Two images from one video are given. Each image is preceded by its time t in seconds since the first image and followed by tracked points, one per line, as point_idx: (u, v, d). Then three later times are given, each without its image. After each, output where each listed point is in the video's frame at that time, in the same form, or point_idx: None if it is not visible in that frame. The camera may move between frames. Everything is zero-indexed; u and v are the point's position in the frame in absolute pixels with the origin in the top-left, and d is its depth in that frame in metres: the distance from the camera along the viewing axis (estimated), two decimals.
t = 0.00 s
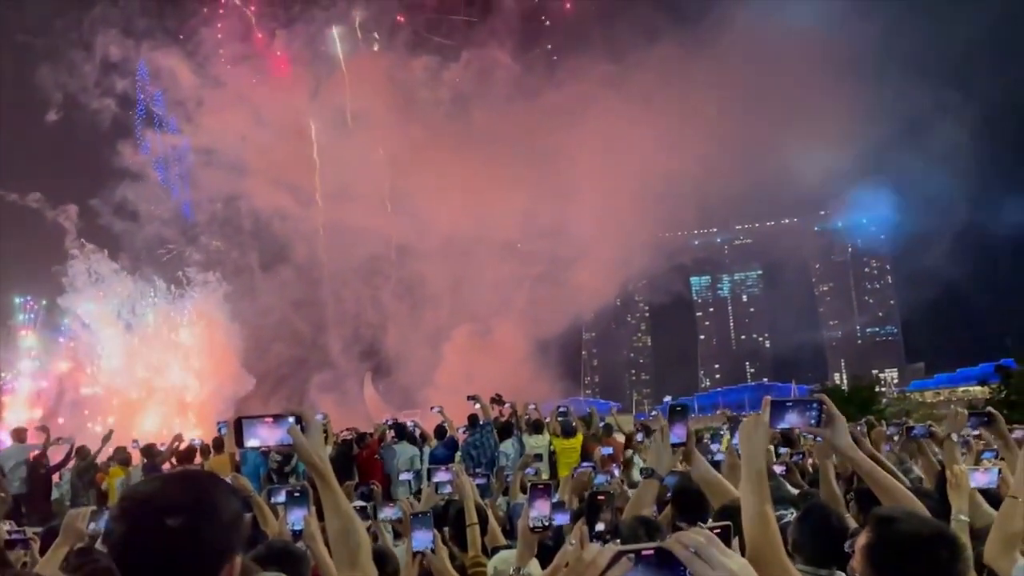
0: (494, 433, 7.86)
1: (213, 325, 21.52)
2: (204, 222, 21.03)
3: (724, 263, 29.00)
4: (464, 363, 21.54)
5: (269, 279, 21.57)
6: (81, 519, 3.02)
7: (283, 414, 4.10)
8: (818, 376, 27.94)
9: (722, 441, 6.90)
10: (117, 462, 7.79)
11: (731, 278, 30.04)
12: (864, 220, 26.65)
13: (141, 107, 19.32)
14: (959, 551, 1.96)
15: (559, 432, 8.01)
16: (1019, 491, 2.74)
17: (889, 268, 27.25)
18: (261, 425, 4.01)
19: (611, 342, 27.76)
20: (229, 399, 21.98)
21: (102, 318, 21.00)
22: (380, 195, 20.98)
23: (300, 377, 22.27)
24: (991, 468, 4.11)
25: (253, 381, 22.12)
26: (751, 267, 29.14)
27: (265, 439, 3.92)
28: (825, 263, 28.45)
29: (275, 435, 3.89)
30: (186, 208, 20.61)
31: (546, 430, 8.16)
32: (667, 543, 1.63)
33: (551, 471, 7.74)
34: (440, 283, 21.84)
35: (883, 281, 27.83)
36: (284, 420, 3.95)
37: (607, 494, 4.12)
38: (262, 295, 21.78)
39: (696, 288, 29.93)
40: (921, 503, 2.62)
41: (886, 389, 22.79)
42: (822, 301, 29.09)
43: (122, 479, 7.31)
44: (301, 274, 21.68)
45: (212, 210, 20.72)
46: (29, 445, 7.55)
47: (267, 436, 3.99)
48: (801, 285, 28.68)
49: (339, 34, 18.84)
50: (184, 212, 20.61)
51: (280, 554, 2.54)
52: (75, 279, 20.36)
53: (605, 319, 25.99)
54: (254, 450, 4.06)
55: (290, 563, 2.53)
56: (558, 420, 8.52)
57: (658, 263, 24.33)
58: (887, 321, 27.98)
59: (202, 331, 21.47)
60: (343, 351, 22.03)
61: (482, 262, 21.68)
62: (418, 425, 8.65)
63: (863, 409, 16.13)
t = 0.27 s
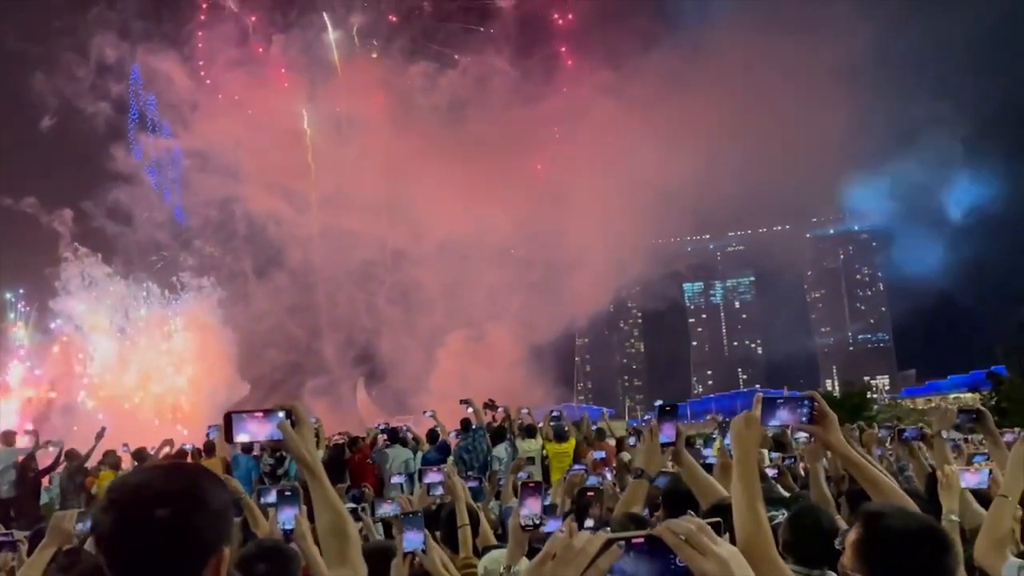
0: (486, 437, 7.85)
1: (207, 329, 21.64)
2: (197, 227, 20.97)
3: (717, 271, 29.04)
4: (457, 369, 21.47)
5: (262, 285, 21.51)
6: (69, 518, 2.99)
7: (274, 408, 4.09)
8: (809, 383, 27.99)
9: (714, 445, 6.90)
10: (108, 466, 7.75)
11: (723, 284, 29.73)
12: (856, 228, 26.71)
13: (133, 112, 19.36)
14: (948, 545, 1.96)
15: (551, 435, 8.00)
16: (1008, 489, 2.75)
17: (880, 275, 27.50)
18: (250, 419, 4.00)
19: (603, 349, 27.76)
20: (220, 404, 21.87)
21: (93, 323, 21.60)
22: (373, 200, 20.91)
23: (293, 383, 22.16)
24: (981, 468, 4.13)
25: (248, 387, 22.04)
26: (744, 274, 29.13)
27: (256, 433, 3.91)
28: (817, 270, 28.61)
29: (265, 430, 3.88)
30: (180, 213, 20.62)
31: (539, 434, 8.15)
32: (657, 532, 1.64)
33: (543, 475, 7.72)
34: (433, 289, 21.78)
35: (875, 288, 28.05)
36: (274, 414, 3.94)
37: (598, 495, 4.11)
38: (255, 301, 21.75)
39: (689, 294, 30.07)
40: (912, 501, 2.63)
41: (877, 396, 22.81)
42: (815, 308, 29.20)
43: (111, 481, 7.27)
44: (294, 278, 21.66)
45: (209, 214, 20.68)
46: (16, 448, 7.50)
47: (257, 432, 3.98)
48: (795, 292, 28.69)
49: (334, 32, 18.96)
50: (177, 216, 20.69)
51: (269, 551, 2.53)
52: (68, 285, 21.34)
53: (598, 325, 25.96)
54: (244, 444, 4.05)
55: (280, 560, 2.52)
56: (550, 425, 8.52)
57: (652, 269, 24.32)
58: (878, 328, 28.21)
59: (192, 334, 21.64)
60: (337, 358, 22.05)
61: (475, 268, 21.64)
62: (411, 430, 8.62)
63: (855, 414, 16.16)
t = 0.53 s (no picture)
0: (480, 443, 7.85)
1: (205, 333, 21.41)
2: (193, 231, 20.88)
3: (712, 277, 29.07)
4: (453, 374, 21.50)
5: (258, 290, 21.34)
6: (58, 522, 2.97)
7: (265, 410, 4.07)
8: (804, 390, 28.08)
9: (707, 451, 6.91)
10: (100, 470, 7.70)
11: (718, 291, 30.23)
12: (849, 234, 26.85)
13: (129, 116, 19.24)
14: (941, 548, 1.96)
15: (545, 442, 7.99)
16: (1001, 495, 2.76)
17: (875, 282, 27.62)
18: (241, 421, 3.98)
19: (599, 355, 27.77)
20: (215, 409, 21.80)
21: (85, 326, 21.11)
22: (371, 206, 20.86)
23: (288, 388, 22.12)
24: (973, 474, 4.15)
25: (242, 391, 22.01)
26: (739, 280, 29.56)
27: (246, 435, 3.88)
28: (812, 277, 28.96)
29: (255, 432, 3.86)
30: (176, 217, 20.56)
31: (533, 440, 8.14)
32: (651, 533, 1.63)
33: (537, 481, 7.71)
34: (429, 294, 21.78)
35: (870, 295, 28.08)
36: (265, 415, 3.92)
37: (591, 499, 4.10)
38: (251, 306, 21.64)
39: (684, 300, 30.57)
40: (904, 506, 2.63)
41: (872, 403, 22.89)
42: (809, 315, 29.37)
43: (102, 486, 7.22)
44: (291, 282, 21.45)
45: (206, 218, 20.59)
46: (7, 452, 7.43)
47: (248, 435, 3.97)
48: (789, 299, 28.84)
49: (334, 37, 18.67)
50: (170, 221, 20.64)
51: (260, 555, 2.51)
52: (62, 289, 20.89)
53: (593, 331, 25.97)
54: (234, 446, 4.03)
55: (271, 564, 2.50)
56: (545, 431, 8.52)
57: (648, 276, 24.34)
58: (873, 335, 27.87)
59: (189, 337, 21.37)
60: (333, 364, 22.05)
61: (471, 273, 21.65)
62: (405, 435, 8.61)
63: (849, 420, 16.27)
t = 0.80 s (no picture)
0: (477, 450, 7.84)
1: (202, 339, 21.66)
2: (192, 237, 20.84)
3: (710, 286, 29.04)
4: (450, 380, 21.47)
5: (257, 297, 21.22)
6: (56, 524, 2.97)
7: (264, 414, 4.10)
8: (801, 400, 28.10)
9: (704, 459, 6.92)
10: (96, 475, 7.69)
11: (715, 300, 29.98)
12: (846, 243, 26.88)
13: (128, 122, 19.26)
14: (940, 554, 1.96)
15: (542, 449, 7.98)
16: (998, 501, 2.77)
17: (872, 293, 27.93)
18: (240, 424, 4.00)
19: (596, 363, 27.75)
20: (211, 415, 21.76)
21: (85, 332, 21.72)
22: (370, 214, 20.77)
23: (286, 394, 22.02)
24: (971, 482, 4.14)
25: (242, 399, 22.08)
26: (736, 289, 29.08)
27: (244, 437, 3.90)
28: (809, 286, 28.99)
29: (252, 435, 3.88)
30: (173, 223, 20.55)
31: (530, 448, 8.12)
32: (654, 535, 1.64)
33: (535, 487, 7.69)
34: (428, 301, 21.70)
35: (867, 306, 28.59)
36: (263, 419, 3.94)
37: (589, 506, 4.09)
38: (250, 312, 21.55)
39: (681, 309, 30.50)
40: (902, 512, 2.64)
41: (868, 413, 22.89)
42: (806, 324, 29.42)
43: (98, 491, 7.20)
44: (291, 290, 21.32)
45: (205, 225, 20.55)
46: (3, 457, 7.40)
47: (246, 438, 3.98)
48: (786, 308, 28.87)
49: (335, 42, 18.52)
50: (167, 227, 20.64)
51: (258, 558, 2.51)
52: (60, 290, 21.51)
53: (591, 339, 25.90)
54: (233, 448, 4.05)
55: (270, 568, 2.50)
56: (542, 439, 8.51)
57: (647, 284, 24.32)
58: (869, 345, 27.96)
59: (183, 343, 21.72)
60: (331, 372, 22.01)
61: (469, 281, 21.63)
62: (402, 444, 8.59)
63: (846, 430, 16.29)
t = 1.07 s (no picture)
0: (478, 457, 7.83)
1: (204, 348, 21.55)
2: (195, 242, 20.83)
3: (713, 294, 28.99)
4: (452, 387, 21.43)
5: (261, 303, 21.19)
6: (58, 529, 2.97)
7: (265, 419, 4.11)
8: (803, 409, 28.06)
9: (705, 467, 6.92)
10: (96, 480, 7.67)
11: (717, 309, 29.81)
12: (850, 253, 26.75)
13: (133, 127, 19.32)
14: (939, 564, 1.96)
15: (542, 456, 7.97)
16: (997, 511, 2.77)
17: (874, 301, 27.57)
18: (241, 429, 4.01)
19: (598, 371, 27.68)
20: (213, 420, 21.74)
21: (91, 340, 21.81)
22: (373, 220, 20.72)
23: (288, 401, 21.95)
24: (970, 492, 4.15)
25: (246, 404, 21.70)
26: (738, 298, 29.07)
27: (246, 443, 3.91)
28: (810, 295, 28.94)
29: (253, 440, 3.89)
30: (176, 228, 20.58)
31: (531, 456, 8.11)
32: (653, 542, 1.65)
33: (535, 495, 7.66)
34: (431, 308, 21.70)
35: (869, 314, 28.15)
36: (263, 425, 3.95)
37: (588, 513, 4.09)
38: (252, 317, 21.44)
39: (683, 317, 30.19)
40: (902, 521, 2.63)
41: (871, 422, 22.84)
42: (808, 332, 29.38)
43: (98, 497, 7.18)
44: (293, 297, 21.25)
45: (209, 230, 20.56)
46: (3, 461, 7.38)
47: (247, 443, 3.98)
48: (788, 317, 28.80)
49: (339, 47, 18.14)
50: (170, 233, 20.64)
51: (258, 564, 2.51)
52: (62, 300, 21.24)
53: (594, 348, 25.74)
54: (233, 454, 4.07)
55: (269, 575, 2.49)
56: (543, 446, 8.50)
57: (650, 292, 24.25)
58: (871, 354, 28.22)
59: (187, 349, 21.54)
60: (334, 376, 21.71)
61: (472, 288, 21.62)
62: (403, 450, 8.57)
63: (848, 438, 16.29)
